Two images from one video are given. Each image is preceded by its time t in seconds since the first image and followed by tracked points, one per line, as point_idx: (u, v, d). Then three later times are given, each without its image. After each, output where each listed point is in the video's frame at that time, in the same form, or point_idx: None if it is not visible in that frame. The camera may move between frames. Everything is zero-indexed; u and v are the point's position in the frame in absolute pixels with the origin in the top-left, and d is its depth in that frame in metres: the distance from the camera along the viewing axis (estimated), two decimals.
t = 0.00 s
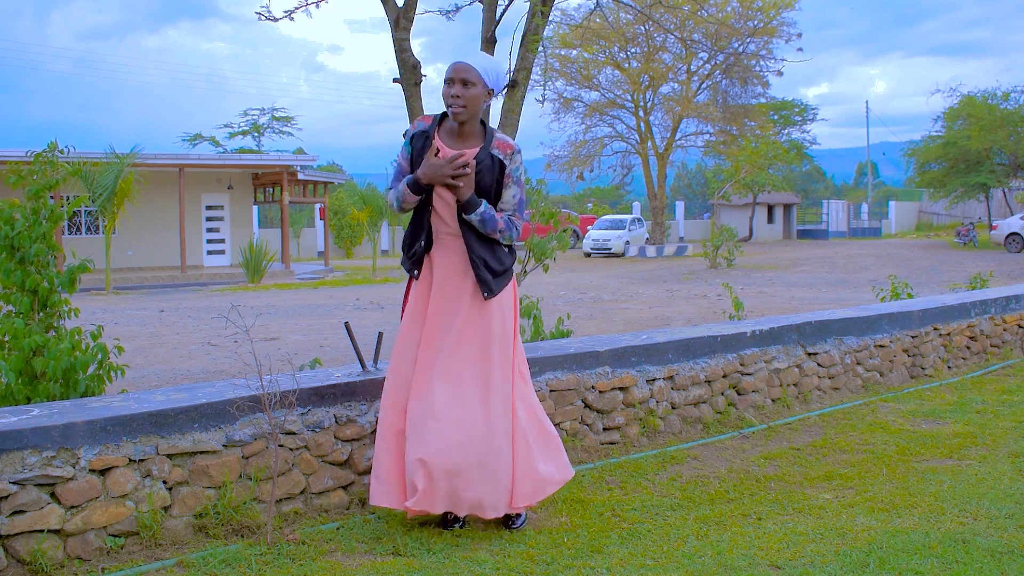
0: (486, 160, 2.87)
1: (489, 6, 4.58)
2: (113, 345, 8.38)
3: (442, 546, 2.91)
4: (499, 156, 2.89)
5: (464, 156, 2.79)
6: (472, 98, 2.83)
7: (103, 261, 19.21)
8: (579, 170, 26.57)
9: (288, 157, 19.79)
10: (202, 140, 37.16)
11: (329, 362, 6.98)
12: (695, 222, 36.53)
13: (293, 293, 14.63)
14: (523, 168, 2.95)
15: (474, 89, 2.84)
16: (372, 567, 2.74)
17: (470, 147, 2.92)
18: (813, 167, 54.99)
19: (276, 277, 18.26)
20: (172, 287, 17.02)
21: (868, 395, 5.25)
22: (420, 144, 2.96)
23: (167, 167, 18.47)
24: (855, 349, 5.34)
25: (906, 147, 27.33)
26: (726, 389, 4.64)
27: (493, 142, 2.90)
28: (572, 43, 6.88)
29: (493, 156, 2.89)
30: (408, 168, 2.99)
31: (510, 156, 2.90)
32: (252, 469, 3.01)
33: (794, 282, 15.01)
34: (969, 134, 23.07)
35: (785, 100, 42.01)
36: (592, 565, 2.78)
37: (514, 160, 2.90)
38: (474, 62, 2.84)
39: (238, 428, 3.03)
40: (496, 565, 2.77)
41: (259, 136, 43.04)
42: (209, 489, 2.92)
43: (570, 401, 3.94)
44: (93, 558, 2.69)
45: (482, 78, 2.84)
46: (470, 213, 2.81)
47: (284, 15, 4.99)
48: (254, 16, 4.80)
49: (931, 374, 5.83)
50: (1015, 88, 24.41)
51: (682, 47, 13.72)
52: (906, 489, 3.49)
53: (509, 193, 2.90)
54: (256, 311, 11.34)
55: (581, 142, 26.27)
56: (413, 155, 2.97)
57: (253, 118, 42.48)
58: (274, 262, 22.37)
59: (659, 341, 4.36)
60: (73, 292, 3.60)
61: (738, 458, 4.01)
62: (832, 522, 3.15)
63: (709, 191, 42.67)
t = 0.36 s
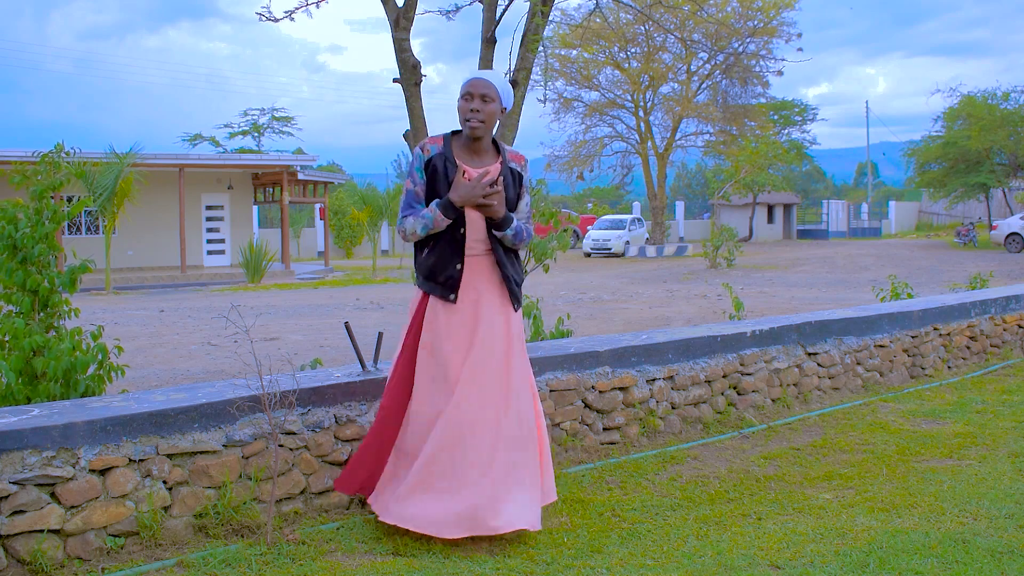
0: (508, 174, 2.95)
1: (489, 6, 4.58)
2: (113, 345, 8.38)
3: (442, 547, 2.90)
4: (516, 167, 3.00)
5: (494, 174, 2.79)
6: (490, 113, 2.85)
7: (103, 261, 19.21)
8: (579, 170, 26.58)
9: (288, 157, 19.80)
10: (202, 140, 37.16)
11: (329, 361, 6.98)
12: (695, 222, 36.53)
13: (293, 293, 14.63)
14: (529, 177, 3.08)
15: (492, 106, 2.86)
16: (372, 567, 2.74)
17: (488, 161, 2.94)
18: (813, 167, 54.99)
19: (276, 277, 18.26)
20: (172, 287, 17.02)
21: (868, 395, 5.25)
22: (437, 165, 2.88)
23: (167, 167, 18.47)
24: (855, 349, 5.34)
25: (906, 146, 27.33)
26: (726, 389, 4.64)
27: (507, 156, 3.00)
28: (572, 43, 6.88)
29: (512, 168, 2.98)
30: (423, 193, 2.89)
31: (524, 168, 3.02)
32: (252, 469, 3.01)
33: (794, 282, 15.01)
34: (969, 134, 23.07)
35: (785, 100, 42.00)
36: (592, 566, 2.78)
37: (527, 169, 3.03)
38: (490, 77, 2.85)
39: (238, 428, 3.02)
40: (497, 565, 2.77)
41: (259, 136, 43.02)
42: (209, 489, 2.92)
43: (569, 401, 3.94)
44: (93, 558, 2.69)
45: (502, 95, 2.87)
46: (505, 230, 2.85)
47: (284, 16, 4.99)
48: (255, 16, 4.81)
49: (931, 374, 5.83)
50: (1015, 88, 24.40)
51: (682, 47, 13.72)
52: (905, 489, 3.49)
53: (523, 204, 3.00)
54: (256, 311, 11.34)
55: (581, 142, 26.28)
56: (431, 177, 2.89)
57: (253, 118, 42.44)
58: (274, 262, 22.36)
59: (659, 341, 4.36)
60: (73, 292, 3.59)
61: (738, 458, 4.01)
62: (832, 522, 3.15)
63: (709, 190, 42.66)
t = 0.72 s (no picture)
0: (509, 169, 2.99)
1: (489, 6, 4.58)
2: (112, 344, 8.38)
3: (443, 546, 2.91)
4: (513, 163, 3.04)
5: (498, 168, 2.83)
6: (490, 113, 2.90)
7: (103, 261, 19.21)
8: (580, 170, 26.58)
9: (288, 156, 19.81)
10: (202, 140, 37.14)
11: (328, 362, 6.98)
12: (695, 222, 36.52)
13: (293, 293, 14.63)
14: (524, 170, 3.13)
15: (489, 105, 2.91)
16: (372, 567, 2.74)
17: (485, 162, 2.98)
18: (813, 167, 54.99)
19: (276, 277, 18.27)
20: (172, 287, 17.02)
21: (869, 395, 5.25)
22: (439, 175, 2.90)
23: (167, 167, 18.47)
24: (855, 349, 5.34)
25: (906, 147, 27.33)
26: (726, 390, 4.64)
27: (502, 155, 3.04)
28: (572, 43, 6.88)
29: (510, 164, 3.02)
30: (429, 205, 2.89)
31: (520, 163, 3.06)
32: (252, 469, 3.01)
33: (794, 282, 15.01)
34: (969, 134, 23.07)
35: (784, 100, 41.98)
36: (592, 566, 2.78)
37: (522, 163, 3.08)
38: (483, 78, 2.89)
39: (238, 428, 3.02)
40: (496, 565, 2.77)
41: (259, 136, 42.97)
42: (209, 489, 2.92)
43: (570, 401, 3.94)
44: (93, 558, 2.69)
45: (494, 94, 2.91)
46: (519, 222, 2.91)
47: (284, 15, 4.99)
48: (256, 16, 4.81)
49: (931, 374, 5.83)
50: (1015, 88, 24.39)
51: (683, 48, 13.74)
52: (906, 489, 3.49)
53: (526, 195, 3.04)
54: (256, 311, 11.33)
55: (581, 142, 26.28)
56: (436, 186, 2.89)
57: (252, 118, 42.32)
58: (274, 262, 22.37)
59: (659, 341, 4.36)
60: (73, 292, 3.59)
61: (738, 459, 4.01)
62: (832, 522, 3.15)
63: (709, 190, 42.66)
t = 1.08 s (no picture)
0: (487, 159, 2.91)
1: (489, 6, 4.57)
2: (112, 345, 8.38)
3: (443, 546, 2.90)
4: (501, 148, 2.94)
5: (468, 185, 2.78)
6: (470, 103, 2.88)
7: (103, 261, 19.21)
8: (579, 170, 26.59)
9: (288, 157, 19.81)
10: (202, 140, 37.12)
11: (328, 362, 6.98)
12: (695, 222, 36.52)
13: (293, 293, 14.64)
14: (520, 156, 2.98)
15: (469, 97, 2.89)
16: (372, 567, 2.74)
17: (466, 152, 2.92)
18: (813, 167, 54.96)
19: (276, 277, 18.27)
20: (172, 287, 17.02)
21: (868, 395, 5.25)
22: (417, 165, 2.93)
23: (167, 167, 18.46)
24: (855, 349, 5.34)
25: (906, 147, 27.33)
26: (726, 389, 4.64)
27: (489, 140, 2.95)
28: (572, 43, 6.88)
29: (495, 150, 2.93)
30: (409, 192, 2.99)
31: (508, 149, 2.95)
32: (252, 469, 3.01)
33: (794, 282, 15.01)
34: (969, 134, 23.07)
35: (785, 100, 41.97)
36: (592, 566, 2.78)
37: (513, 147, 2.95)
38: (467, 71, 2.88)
39: (237, 428, 3.02)
40: (496, 565, 2.77)
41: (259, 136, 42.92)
42: (209, 489, 2.92)
43: (570, 401, 3.94)
44: (93, 558, 2.69)
45: (473, 84, 2.88)
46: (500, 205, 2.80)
47: (284, 16, 4.99)
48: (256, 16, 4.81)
49: (931, 374, 5.83)
50: (1015, 87, 24.38)
51: (682, 48, 13.76)
52: (906, 489, 3.49)
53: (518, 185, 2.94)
54: (256, 311, 11.33)
55: (581, 142, 26.29)
56: (412, 176, 2.95)
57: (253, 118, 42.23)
58: (274, 262, 22.36)
59: (659, 341, 4.36)
60: (73, 292, 3.58)
61: (738, 459, 4.01)
62: (832, 522, 3.15)
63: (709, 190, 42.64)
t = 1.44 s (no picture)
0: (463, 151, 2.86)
1: (489, 6, 4.57)
2: (113, 345, 8.38)
3: (442, 546, 2.90)
4: (480, 143, 2.88)
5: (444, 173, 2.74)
6: (459, 91, 2.87)
7: (103, 261, 19.20)
8: (579, 170, 26.58)
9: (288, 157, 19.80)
10: (202, 140, 37.11)
11: (328, 362, 6.98)
12: (695, 222, 36.51)
13: (293, 293, 14.64)
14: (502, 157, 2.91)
15: (459, 83, 2.87)
16: (372, 567, 2.74)
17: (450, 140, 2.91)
18: (813, 167, 54.93)
19: (276, 277, 18.27)
20: (172, 287, 17.02)
21: (868, 395, 5.25)
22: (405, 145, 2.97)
23: (167, 167, 18.46)
24: (855, 349, 5.34)
25: (906, 147, 27.32)
26: (726, 390, 4.64)
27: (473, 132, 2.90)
28: (572, 43, 6.88)
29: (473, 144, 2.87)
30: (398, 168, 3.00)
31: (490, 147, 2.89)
32: (252, 469, 3.01)
33: (794, 282, 15.01)
34: (969, 134, 23.07)
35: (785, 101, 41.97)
36: (592, 566, 2.78)
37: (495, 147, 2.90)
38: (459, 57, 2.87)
39: (238, 428, 3.02)
40: (496, 565, 2.77)
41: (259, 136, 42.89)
42: (209, 489, 2.92)
43: (569, 401, 3.94)
44: (93, 558, 2.69)
45: (463, 70, 2.86)
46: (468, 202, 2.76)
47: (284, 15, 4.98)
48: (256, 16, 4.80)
49: (931, 374, 5.83)
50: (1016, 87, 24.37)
51: (682, 48, 13.76)
52: (906, 489, 3.49)
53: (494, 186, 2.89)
54: (256, 312, 11.32)
55: (581, 142, 26.28)
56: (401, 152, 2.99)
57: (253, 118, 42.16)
58: (274, 262, 22.36)
59: (659, 341, 4.36)
60: (74, 292, 3.59)
61: (738, 459, 4.01)
62: (832, 522, 3.15)
63: (709, 190, 42.62)
